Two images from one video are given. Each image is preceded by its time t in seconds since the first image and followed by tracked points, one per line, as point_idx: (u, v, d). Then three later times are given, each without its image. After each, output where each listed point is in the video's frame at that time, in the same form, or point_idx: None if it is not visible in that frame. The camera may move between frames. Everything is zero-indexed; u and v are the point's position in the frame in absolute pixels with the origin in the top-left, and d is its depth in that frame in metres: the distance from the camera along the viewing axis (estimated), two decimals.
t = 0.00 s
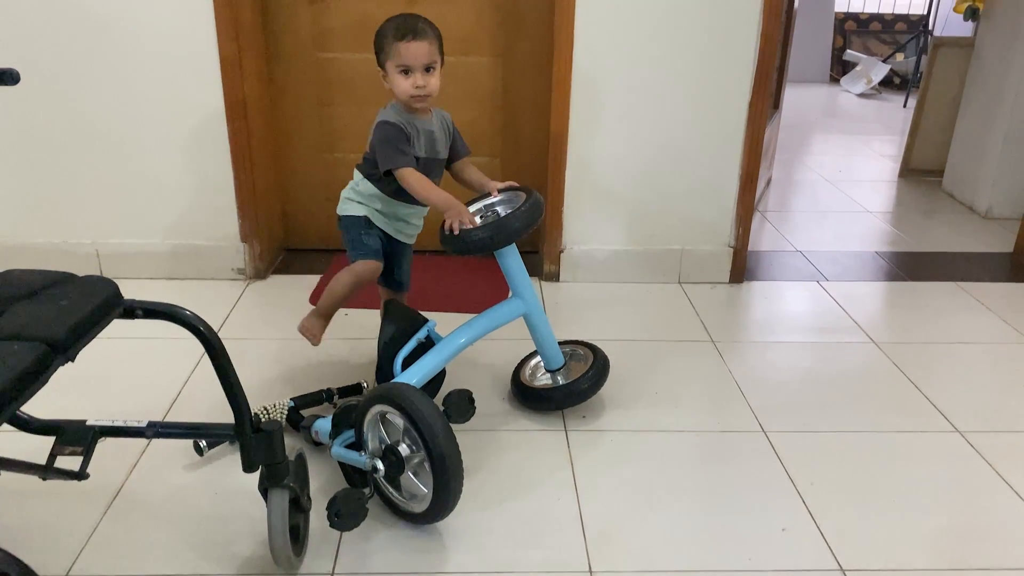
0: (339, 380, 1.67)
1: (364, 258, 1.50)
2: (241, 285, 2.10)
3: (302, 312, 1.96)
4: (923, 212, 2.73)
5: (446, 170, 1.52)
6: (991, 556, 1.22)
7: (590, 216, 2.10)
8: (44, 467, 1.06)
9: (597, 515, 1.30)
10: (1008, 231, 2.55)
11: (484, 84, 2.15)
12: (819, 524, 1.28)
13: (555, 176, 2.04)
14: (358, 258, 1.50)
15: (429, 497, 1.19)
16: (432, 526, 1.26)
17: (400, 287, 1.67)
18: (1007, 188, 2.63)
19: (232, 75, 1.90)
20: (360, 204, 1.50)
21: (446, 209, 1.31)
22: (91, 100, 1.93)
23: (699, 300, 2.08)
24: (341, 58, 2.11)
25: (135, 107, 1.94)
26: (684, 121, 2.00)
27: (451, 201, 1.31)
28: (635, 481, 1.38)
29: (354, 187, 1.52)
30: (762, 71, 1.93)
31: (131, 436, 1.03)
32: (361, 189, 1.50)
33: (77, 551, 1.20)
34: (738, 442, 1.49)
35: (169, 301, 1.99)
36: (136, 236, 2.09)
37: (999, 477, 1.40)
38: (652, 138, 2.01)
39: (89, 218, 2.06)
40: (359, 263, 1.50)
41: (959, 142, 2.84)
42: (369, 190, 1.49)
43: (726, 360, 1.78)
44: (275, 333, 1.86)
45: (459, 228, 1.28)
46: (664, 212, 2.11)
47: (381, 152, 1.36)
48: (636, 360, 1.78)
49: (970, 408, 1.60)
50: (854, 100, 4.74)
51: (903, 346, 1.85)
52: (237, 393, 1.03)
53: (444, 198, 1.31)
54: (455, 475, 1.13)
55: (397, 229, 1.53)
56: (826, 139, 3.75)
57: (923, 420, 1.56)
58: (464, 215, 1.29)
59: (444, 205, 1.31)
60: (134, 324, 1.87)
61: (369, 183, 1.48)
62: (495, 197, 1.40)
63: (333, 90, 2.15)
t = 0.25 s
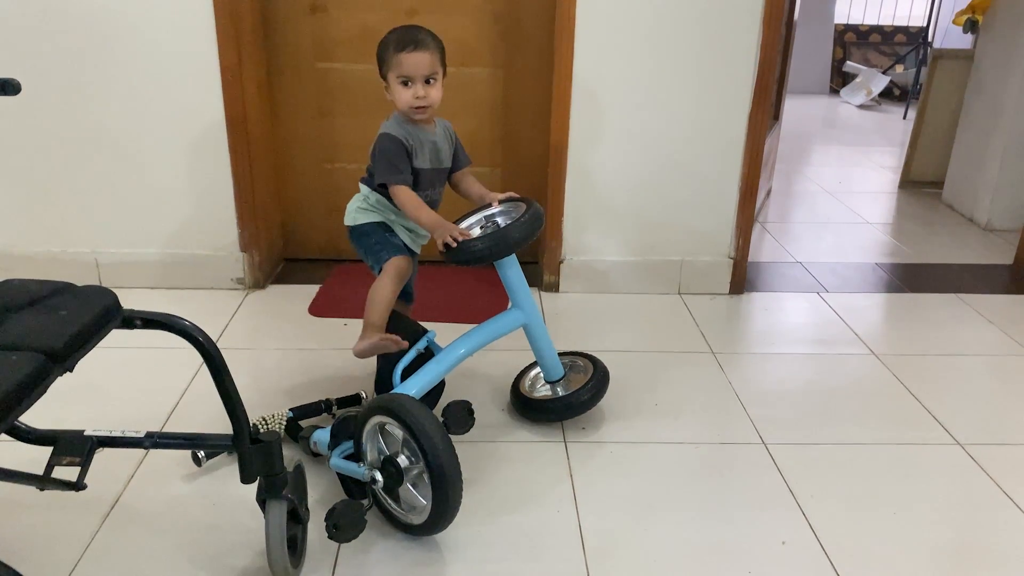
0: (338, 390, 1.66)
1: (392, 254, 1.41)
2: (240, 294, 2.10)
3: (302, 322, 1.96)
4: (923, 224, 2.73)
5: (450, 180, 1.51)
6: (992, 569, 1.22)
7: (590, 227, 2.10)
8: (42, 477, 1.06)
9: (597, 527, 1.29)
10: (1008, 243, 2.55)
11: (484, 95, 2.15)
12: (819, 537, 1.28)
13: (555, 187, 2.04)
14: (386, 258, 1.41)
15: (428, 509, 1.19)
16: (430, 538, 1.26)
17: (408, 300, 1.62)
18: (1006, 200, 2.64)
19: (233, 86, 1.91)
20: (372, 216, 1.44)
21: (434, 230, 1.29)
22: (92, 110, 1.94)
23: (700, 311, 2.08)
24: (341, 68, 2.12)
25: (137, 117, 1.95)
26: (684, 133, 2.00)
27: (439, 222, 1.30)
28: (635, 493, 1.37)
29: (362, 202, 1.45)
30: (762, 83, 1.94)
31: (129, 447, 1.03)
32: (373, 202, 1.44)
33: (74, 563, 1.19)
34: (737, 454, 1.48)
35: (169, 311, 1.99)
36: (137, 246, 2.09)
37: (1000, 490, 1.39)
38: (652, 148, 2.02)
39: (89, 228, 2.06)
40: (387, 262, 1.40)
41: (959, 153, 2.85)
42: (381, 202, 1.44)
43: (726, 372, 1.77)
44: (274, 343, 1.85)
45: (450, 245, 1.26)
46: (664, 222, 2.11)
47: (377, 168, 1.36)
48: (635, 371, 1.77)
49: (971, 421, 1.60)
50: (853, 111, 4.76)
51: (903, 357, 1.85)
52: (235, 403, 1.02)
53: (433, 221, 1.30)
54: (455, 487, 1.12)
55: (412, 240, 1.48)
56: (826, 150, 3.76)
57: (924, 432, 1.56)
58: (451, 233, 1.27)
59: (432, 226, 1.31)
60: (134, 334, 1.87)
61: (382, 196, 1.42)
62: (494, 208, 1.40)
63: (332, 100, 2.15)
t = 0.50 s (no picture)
0: (338, 396, 1.66)
1: (408, 271, 1.38)
2: (241, 300, 2.10)
3: (302, 328, 1.96)
4: (923, 231, 2.74)
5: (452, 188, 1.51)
6: None
7: (590, 234, 2.10)
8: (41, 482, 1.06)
9: (597, 534, 1.29)
10: (1008, 251, 2.55)
11: (485, 102, 2.16)
12: (819, 544, 1.28)
13: (555, 194, 2.04)
14: (402, 275, 1.38)
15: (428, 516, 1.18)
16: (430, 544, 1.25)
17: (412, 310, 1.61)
18: (1006, 208, 2.64)
19: (235, 93, 1.91)
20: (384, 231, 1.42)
21: (434, 239, 1.30)
22: (94, 116, 1.94)
23: (700, 318, 2.08)
24: (343, 76, 2.12)
25: (139, 124, 1.95)
26: (684, 140, 2.01)
27: (438, 231, 1.30)
28: (635, 500, 1.37)
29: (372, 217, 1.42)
30: (762, 91, 1.95)
31: (129, 453, 1.03)
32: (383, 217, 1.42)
33: (72, 569, 1.19)
34: (738, 461, 1.48)
35: (169, 316, 1.99)
36: (138, 251, 2.09)
37: (1001, 498, 1.39)
38: (651, 156, 2.02)
39: (90, 233, 2.06)
40: (404, 279, 1.37)
41: (959, 161, 2.85)
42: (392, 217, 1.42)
43: (726, 379, 1.77)
44: (275, 349, 1.85)
45: (450, 253, 1.26)
46: (664, 230, 2.11)
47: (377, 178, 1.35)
48: (636, 378, 1.77)
49: (972, 428, 1.60)
50: (854, 119, 4.77)
51: (904, 365, 1.85)
52: (235, 409, 1.02)
53: (433, 232, 1.31)
54: (455, 493, 1.12)
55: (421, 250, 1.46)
56: (825, 158, 3.77)
57: (925, 439, 1.56)
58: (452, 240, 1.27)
59: (433, 235, 1.31)
60: (134, 339, 1.87)
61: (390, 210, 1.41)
62: (494, 215, 1.41)
63: (333, 107, 2.16)
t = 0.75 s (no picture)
0: (337, 404, 1.66)
1: (430, 325, 1.36)
2: (241, 307, 2.10)
3: (302, 335, 1.96)
4: (923, 239, 2.74)
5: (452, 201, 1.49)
6: None
7: (591, 241, 2.10)
8: (39, 490, 1.05)
9: (596, 542, 1.28)
10: (1009, 259, 2.55)
11: (486, 110, 2.16)
12: (820, 552, 1.27)
13: (555, 201, 2.05)
14: (423, 326, 1.36)
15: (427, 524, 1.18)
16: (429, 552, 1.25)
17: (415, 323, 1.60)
18: (1007, 216, 2.64)
19: (236, 100, 1.92)
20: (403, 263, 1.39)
21: (435, 251, 1.28)
22: (96, 123, 1.95)
23: (700, 326, 2.07)
24: (344, 83, 2.13)
25: (140, 131, 1.96)
26: (684, 148, 2.01)
27: (439, 242, 1.29)
28: (634, 508, 1.37)
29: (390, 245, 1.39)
30: (762, 99, 1.95)
31: (128, 460, 1.02)
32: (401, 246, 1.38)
33: None
34: (737, 469, 1.48)
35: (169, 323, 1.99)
36: (138, 258, 2.09)
37: (1001, 507, 1.38)
38: (651, 164, 2.03)
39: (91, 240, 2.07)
40: (427, 330, 1.36)
41: (959, 170, 2.85)
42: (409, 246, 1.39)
43: (727, 387, 1.77)
44: (274, 356, 1.85)
45: (456, 262, 1.25)
46: (664, 237, 2.11)
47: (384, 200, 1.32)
48: (636, 386, 1.77)
49: (972, 436, 1.59)
50: (854, 127, 4.78)
51: (904, 373, 1.84)
52: (234, 416, 1.02)
53: (434, 242, 1.29)
54: (455, 501, 1.12)
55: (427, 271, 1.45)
56: (825, 165, 3.77)
57: (925, 447, 1.55)
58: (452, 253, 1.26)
59: (433, 248, 1.29)
60: (134, 346, 1.87)
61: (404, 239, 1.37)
62: (494, 223, 1.41)
63: (334, 115, 2.17)
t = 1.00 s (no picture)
0: (339, 407, 1.66)
1: (444, 361, 1.33)
2: (242, 311, 2.11)
3: (304, 339, 1.97)
4: (924, 243, 2.74)
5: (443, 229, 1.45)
6: None
7: (592, 245, 2.11)
8: (40, 492, 1.06)
9: (597, 546, 1.28)
10: (1010, 263, 2.55)
11: (487, 114, 2.17)
12: (821, 555, 1.27)
13: (555, 205, 2.05)
14: (436, 366, 1.33)
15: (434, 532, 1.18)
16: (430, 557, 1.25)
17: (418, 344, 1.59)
18: (1007, 221, 2.64)
19: (238, 104, 1.93)
20: (409, 299, 1.33)
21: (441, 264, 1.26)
22: (98, 127, 1.96)
23: (701, 330, 2.08)
24: (345, 87, 2.14)
25: (142, 135, 1.97)
26: (685, 152, 2.01)
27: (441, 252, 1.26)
28: (635, 511, 1.37)
29: (391, 286, 1.31)
30: (763, 104, 1.96)
31: (129, 462, 1.03)
32: (403, 282, 1.32)
33: None
34: (738, 473, 1.48)
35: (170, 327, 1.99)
36: (140, 261, 2.10)
37: (1002, 510, 1.38)
38: (652, 168, 2.03)
39: (92, 244, 2.07)
40: (440, 368, 1.33)
41: (960, 174, 2.86)
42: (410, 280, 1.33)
43: (728, 391, 1.77)
44: (276, 360, 1.85)
45: (472, 265, 1.25)
46: (665, 241, 2.11)
47: (393, 234, 1.24)
48: (637, 389, 1.77)
49: (973, 440, 1.59)
50: (855, 131, 4.78)
51: (905, 377, 1.84)
52: (236, 419, 1.02)
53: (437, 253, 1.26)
54: (462, 507, 1.12)
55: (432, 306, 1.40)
56: (826, 170, 3.78)
57: (926, 451, 1.55)
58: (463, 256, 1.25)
59: (437, 262, 1.26)
60: (135, 349, 1.88)
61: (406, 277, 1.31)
62: (495, 228, 1.41)
63: (335, 119, 2.17)
